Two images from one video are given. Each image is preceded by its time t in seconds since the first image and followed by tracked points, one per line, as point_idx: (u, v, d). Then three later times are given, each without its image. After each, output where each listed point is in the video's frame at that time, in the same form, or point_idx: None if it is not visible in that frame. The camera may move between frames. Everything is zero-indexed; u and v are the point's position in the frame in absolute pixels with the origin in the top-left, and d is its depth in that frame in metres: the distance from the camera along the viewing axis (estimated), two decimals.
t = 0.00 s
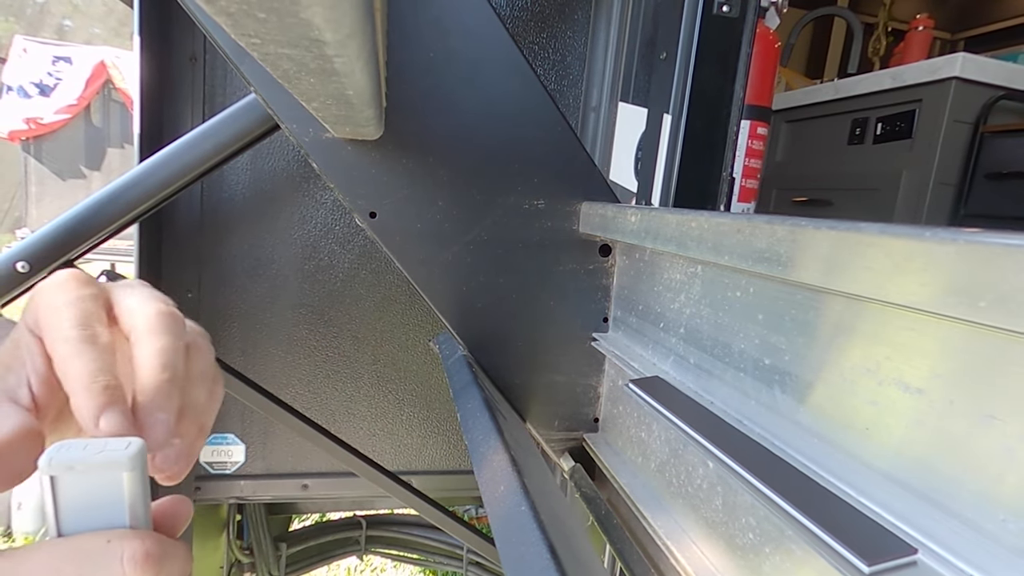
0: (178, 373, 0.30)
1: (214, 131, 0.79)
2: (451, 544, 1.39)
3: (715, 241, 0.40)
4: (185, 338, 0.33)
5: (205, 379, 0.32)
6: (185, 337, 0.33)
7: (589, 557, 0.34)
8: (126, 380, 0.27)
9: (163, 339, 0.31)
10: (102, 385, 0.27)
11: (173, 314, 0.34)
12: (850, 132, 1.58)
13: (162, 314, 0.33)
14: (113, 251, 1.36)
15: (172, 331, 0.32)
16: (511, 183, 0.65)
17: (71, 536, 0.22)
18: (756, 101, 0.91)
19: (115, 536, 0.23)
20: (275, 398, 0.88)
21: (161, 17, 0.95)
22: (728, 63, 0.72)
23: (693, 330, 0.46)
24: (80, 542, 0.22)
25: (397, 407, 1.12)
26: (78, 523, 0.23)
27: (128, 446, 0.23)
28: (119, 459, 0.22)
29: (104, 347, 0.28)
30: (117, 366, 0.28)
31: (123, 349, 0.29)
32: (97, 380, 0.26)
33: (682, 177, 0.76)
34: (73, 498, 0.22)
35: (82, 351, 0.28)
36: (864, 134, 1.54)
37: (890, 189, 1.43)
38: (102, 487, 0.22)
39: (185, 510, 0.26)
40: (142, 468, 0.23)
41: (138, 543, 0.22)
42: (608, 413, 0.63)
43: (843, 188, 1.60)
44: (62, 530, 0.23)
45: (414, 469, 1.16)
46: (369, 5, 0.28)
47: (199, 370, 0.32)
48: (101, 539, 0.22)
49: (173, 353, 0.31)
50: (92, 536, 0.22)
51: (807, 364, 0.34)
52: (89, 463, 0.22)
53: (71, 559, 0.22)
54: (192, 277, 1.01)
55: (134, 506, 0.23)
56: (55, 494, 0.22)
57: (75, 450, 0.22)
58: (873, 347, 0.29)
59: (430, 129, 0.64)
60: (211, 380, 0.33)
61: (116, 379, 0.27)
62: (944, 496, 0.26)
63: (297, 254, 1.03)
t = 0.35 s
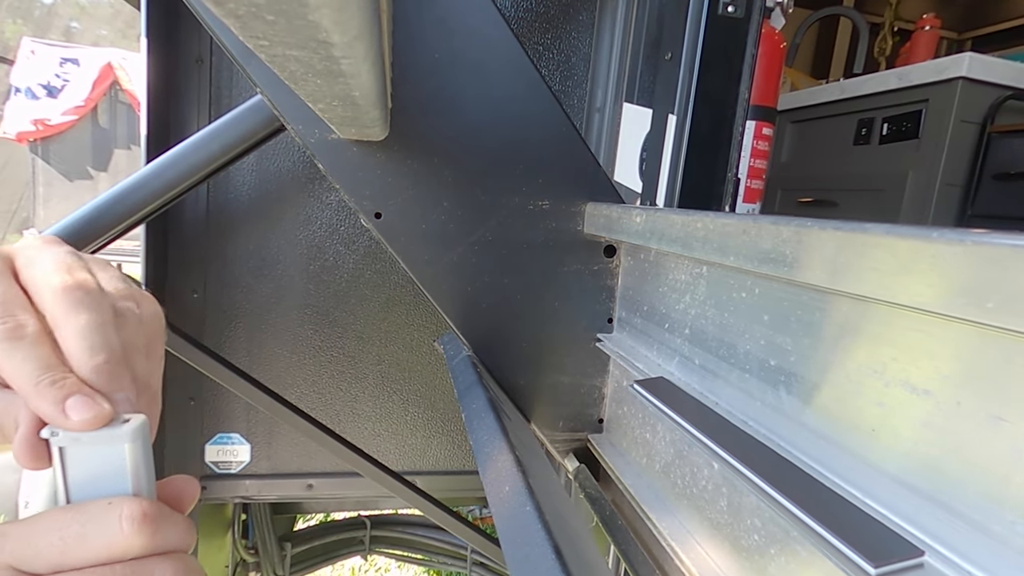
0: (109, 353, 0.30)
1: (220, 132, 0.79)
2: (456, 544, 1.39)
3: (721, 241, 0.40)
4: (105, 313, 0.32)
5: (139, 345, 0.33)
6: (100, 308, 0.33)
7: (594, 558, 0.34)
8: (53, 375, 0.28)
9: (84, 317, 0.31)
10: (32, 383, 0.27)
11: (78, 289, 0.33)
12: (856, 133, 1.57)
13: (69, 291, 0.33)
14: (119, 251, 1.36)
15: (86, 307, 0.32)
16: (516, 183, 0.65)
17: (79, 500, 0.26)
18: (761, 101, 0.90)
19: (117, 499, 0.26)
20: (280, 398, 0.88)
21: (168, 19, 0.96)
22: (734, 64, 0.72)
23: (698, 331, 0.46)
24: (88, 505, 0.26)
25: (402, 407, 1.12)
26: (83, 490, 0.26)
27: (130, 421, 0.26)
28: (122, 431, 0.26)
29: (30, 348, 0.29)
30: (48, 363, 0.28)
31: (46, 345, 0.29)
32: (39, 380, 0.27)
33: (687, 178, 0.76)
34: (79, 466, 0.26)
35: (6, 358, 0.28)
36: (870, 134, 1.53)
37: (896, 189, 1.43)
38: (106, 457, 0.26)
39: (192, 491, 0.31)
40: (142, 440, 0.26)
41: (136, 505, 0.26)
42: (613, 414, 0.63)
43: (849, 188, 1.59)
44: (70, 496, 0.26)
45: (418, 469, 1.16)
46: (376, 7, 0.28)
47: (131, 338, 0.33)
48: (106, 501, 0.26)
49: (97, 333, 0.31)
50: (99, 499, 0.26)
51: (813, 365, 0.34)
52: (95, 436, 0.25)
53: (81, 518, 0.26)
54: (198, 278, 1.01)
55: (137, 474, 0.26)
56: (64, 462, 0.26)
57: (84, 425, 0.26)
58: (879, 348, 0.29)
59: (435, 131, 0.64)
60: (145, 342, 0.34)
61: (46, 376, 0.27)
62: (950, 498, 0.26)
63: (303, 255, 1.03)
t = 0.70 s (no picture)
0: (111, 347, 0.30)
1: (222, 132, 0.79)
2: (457, 544, 1.39)
3: (722, 241, 0.40)
4: (107, 308, 0.33)
5: (143, 334, 0.34)
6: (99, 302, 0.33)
7: (596, 558, 0.34)
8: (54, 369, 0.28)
9: (87, 314, 0.31)
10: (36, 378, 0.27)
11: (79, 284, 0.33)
12: (858, 132, 1.57)
13: (71, 287, 0.33)
14: (122, 252, 1.36)
15: (88, 301, 0.32)
16: (518, 183, 0.65)
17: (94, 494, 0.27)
18: (763, 101, 0.90)
19: (132, 497, 0.27)
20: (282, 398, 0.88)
21: (170, 19, 0.96)
22: (736, 64, 0.72)
23: (700, 331, 0.46)
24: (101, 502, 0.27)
25: (404, 407, 1.12)
26: (98, 485, 0.27)
27: (144, 417, 0.27)
28: (138, 425, 0.26)
29: (32, 343, 0.29)
30: (53, 356, 0.28)
31: (49, 337, 0.30)
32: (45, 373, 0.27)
33: (689, 178, 0.76)
34: (95, 462, 0.26)
35: (13, 354, 0.29)
36: (871, 134, 1.53)
37: (898, 189, 1.43)
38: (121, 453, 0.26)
39: (206, 489, 0.33)
40: (155, 437, 0.27)
41: (151, 502, 0.27)
42: (615, 414, 0.63)
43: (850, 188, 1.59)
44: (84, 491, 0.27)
45: (420, 469, 1.16)
46: (379, 8, 0.28)
47: (134, 331, 0.33)
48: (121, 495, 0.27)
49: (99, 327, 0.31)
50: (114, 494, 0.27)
51: (814, 364, 0.34)
52: (110, 430, 0.26)
53: (97, 515, 0.27)
54: (200, 278, 1.01)
55: (149, 471, 0.27)
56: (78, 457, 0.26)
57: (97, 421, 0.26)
58: (881, 347, 0.29)
59: (437, 131, 0.64)
60: (151, 330, 0.35)
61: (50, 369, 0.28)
62: (953, 498, 0.26)
63: (304, 255, 1.03)
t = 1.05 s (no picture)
0: (135, 360, 0.31)
1: (221, 131, 0.79)
2: (455, 544, 1.39)
3: (721, 241, 0.40)
4: (122, 324, 0.33)
5: (163, 342, 0.35)
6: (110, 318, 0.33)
7: (594, 558, 0.34)
8: (81, 389, 0.29)
9: (104, 335, 0.32)
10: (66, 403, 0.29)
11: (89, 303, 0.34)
12: (856, 133, 1.57)
13: (83, 308, 0.34)
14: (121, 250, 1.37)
15: (101, 318, 0.33)
16: (517, 183, 0.65)
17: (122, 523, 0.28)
18: (762, 101, 0.90)
19: (154, 530, 0.28)
20: (281, 398, 0.88)
21: (169, 18, 0.96)
22: (734, 64, 0.72)
23: (698, 330, 0.46)
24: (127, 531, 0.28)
25: (403, 408, 1.12)
26: (130, 510, 0.28)
27: (180, 451, 0.29)
28: (176, 458, 0.29)
29: (57, 368, 0.30)
30: (78, 376, 0.29)
31: (72, 360, 0.31)
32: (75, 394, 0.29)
33: (688, 177, 0.76)
34: (131, 486, 0.28)
35: (42, 378, 0.30)
36: (870, 134, 1.53)
37: (897, 189, 1.43)
38: (157, 482, 0.28)
39: (219, 526, 0.32)
40: (187, 471, 0.29)
41: (172, 540, 0.28)
42: (614, 414, 0.63)
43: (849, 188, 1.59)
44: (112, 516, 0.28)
45: (418, 469, 1.16)
46: (378, 7, 0.28)
47: (152, 343, 0.34)
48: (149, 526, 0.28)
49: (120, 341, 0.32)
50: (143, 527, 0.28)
51: (813, 365, 0.34)
52: (147, 460, 0.28)
53: (120, 543, 0.27)
54: (198, 277, 1.01)
55: (175, 505, 0.29)
56: (117, 480, 0.28)
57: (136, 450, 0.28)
58: (880, 347, 0.29)
59: (436, 132, 0.64)
60: (165, 342, 0.35)
61: (75, 390, 0.29)
62: (950, 497, 0.26)
63: (303, 255, 1.03)
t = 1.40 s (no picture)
0: (237, 360, 0.35)
1: (219, 130, 0.79)
2: (454, 542, 1.39)
3: (720, 240, 0.40)
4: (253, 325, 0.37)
5: (258, 354, 0.38)
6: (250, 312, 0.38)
7: (593, 556, 0.34)
8: (186, 349, 0.32)
9: (240, 325, 0.36)
10: (167, 351, 0.31)
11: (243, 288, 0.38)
12: (854, 132, 1.58)
13: (239, 294, 0.38)
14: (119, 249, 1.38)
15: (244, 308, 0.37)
16: (516, 182, 0.65)
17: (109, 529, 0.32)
18: (760, 100, 0.90)
19: (141, 540, 0.32)
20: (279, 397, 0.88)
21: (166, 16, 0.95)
22: (732, 63, 0.72)
23: (697, 329, 0.46)
24: (111, 540, 0.32)
25: (401, 406, 1.12)
26: (112, 519, 0.32)
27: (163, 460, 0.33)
28: (163, 465, 0.33)
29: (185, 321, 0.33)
30: (198, 340, 0.33)
31: (203, 321, 0.34)
32: (180, 351, 0.31)
33: (685, 176, 0.76)
34: (115, 495, 0.32)
35: (167, 319, 0.33)
36: (868, 133, 1.53)
37: (895, 188, 1.43)
38: (142, 490, 0.33)
39: (207, 530, 0.36)
40: (172, 481, 0.33)
41: (159, 551, 0.31)
42: (612, 412, 0.63)
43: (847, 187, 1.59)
44: (98, 523, 0.32)
45: (417, 468, 1.16)
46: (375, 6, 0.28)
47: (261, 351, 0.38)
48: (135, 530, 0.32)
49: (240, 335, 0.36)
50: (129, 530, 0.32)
51: (812, 363, 0.34)
52: (132, 470, 0.32)
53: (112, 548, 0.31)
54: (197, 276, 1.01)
55: (160, 513, 0.33)
56: (102, 488, 0.32)
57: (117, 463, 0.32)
58: (879, 346, 0.29)
59: (435, 130, 0.64)
60: (272, 355, 0.39)
61: (183, 348, 0.32)
62: (949, 495, 0.26)
63: (301, 253, 1.03)
